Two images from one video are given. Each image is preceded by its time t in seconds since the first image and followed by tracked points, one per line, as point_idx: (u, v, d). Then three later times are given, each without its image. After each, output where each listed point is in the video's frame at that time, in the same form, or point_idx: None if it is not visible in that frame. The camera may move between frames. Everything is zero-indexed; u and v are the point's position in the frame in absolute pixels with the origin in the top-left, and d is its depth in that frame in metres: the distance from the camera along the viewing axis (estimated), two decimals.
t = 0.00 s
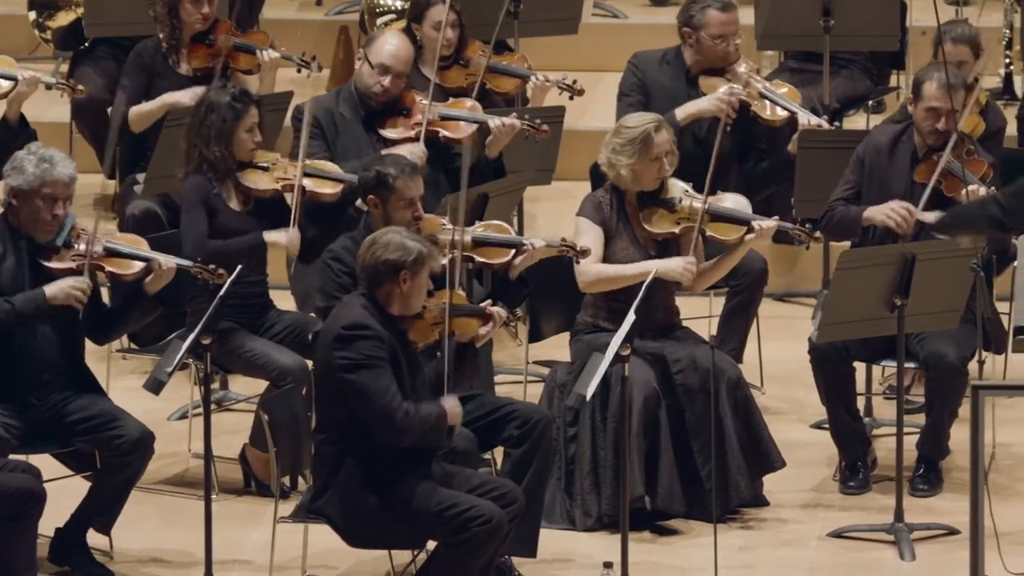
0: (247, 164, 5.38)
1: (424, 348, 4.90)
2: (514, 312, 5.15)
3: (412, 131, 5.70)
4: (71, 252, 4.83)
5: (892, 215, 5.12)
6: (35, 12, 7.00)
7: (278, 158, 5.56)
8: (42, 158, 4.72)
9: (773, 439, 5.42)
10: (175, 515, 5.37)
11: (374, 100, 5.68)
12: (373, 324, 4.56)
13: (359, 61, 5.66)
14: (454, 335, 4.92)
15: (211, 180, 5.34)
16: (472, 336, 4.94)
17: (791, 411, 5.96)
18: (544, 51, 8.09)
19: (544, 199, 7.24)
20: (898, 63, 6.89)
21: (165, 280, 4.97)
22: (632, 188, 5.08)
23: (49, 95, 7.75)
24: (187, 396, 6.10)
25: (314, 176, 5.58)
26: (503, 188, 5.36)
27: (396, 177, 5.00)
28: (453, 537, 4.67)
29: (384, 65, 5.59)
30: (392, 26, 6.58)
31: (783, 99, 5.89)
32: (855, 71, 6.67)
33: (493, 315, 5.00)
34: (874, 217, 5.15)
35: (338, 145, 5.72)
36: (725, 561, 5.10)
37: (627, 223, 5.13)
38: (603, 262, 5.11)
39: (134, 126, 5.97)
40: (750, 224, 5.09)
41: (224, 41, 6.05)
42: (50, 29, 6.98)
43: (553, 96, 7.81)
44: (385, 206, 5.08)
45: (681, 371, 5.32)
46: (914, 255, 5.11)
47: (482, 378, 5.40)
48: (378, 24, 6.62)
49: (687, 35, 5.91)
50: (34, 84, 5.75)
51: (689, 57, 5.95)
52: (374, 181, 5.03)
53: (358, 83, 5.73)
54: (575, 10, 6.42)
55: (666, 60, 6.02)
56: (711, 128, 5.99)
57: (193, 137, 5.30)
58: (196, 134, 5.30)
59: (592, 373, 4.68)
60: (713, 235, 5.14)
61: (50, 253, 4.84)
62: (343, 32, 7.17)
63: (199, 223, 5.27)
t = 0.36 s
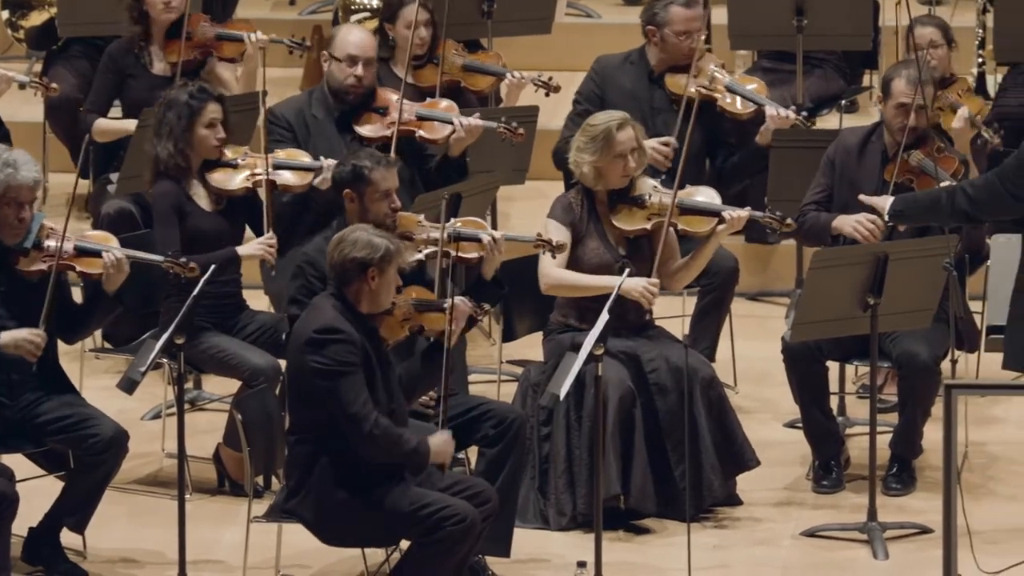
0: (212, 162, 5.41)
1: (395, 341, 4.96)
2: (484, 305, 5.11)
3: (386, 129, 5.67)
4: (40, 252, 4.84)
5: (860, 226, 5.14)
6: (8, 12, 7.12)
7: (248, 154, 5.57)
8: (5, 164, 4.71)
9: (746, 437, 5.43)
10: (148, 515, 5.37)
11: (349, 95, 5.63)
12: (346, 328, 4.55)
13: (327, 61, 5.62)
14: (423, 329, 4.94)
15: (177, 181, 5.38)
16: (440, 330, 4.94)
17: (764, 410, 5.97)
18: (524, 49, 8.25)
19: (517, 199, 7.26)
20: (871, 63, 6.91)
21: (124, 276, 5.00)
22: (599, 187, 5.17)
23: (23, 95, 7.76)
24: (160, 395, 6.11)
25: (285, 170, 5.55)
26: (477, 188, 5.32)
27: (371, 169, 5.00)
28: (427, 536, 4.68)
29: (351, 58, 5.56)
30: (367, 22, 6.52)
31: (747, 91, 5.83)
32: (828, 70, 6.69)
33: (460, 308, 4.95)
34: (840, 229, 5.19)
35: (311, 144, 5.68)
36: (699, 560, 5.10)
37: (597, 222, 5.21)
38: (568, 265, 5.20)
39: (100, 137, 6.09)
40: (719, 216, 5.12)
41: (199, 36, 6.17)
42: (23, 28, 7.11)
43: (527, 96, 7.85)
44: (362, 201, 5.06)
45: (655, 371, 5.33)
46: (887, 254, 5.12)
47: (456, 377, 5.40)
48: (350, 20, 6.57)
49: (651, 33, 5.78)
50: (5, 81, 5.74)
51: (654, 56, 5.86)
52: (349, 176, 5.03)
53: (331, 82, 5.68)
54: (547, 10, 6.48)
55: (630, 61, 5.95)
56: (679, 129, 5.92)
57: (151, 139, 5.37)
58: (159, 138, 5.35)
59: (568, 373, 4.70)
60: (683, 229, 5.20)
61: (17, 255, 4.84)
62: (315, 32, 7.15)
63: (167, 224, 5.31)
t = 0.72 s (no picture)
0: (179, 162, 5.44)
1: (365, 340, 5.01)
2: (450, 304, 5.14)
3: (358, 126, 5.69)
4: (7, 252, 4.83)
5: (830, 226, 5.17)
6: None
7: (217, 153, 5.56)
8: None
9: (715, 436, 5.44)
10: (118, 514, 5.37)
11: (315, 93, 5.67)
12: (313, 333, 4.55)
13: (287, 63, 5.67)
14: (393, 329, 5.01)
15: (144, 180, 5.40)
16: (409, 331, 5.01)
17: (732, 409, 6.00)
18: (492, 48, 8.29)
19: (487, 198, 7.29)
20: (840, 63, 6.94)
21: (91, 272, 5.02)
22: (565, 185, 5.28)
23: None
24: (131, 395, 6.12)
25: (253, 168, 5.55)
26: (446, 187, 5.36)
27: (337, 167, 5.05)
28: (396, 535, 4.68)
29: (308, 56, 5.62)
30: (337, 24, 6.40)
31: (710, 88, 5.82)
32: (798, 69, 6.76)
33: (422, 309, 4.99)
34: (810, 229, 5.18)
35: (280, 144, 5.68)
36: (668, 560, 5.11)
37: (563, 222, 5.32)
38: (534, 265, 5.31)
39: (63, 129, 6.07)
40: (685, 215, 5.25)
41: (163, 37, 6.13)
42: None
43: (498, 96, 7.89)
44: (330, 200, 5.10)
45: (625, 371, 5.34)
46: (856, 253, 5.13)
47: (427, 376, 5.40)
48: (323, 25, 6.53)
49: (614, 33, 5.78)
50: None
51: (619, 55, 5.84)
52: (316, 174, 5.07)
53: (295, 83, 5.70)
54: (517, 9, 6.54)
55: (596, 61, 5.92)
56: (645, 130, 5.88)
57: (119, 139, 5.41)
58: (127, 138, 5.38)
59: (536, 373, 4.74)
60: (649, 228, 5.31)
61: None
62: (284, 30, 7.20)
63: (132, 223, 5.32)
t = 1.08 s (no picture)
0: (147, 163, 5.44)
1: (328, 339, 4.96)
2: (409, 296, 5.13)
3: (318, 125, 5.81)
4: None
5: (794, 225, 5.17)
6: None
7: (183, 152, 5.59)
8: None
9: (681, 436, 5.46)
10: (84, 515, 5.37)
11: (271, 97, 5.77)
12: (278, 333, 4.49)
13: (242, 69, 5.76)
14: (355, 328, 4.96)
15: (110, 181, 5.40)
16: (371, 328, 4.96)
17: (697, 408, 6.03)
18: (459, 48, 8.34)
19: (453, 198, 7.33)
20: (806, 63, 7.02)
21: (57, 271, 5.01)
22: (531, 183, 5.28)
23: None
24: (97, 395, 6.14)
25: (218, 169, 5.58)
26: (412, 187, 5.36)
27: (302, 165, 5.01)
28: (363, 535, 4.63)
29: (262, 60, 5.72)
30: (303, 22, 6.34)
31: (675, 86, 5.89)
32: (763, 68, 6.83)
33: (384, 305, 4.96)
34: (776, 229, 5.23)
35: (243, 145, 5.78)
36: (635, 559, 5.10)
37: (530, 220, 5.33)
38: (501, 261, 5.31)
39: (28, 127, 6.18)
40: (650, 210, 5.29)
41: (130, 36, 6.17)
42: None
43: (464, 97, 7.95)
44: (296, 198, 5.07)
45: (592, 370, 5.34)
46: (822, 251, 5.12)
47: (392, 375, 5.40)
48: (288, 24, 6.36)
49: (576, 36, 5.87)
50: None
51: (583, 56, 5.91)
52: (282, 173, 5.05)
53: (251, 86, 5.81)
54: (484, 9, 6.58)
55: (561, 61, 5.98)
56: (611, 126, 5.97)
57: (87, 139, 5.40)
58: (94, 139, 5.38)
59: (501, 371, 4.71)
60: (616, 226, 5.33)
61: None
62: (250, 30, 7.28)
63: (98, 222, 5.33)
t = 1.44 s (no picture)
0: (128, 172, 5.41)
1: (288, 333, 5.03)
2: (371, 285, 5.16)
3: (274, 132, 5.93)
4: None
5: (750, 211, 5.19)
6: None
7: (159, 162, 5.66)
8: None
9: (642, 434, 5.48)
10: (44, 514, 5.37)
11: (229, 103, 5.86)
12: (237, 329, 4.46)
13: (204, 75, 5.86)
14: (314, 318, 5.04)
15: (89, 187, 5.37)
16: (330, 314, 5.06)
17: (658, 407, 6.05)
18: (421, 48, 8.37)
19: (413, 197, 7.36)
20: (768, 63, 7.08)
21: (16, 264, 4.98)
22: (493, 181, 5.30)
23: None
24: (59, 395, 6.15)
25: (190, 185, 5.70)
26: (372, 187, 5.44)
27: (266, 169, 5.03)
28: (324, 535, 4.62)
29: (224, 71, 5.82)
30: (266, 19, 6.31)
31: (635, 80, 5.89)
32: (725, 69, 6.95)
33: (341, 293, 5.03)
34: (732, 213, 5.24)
35: (199, 148, 5.91)
36: (596, 558, 5.11)
37: (492, 219, 5.37)
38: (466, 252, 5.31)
39: None
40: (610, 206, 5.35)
41: (89, 38, 6.29)
42: None
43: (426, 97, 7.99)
44: (255, 199, 5.08)
45: (554, 370, 5.35)
46: (785, 251, 5.12)
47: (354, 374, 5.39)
48: (251, 21, 6.32)
49: (536, 33, 5.88)
50: None
51: (544, 55, 5.92)
52: (244, 174, 5.04)
53: (211, 91, 5.92)
54: (446, 8, 6.58)
55: (522, 60, 6.01)
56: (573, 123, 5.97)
57: (76, 145, 5.34)
58: (79, 143, 5.34)
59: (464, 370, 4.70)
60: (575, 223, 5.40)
61: None
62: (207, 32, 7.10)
63: (73, 224, 5.34)
